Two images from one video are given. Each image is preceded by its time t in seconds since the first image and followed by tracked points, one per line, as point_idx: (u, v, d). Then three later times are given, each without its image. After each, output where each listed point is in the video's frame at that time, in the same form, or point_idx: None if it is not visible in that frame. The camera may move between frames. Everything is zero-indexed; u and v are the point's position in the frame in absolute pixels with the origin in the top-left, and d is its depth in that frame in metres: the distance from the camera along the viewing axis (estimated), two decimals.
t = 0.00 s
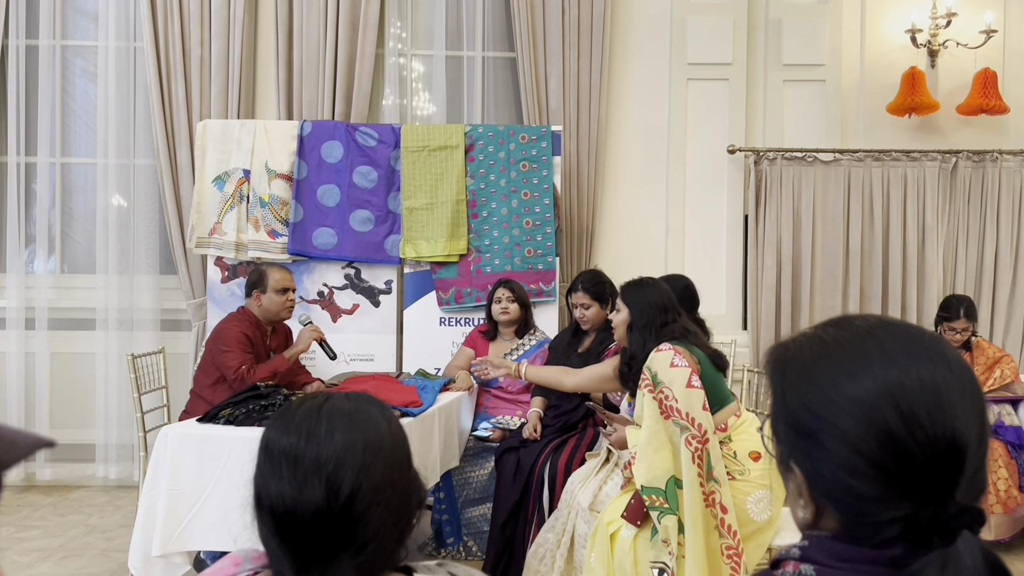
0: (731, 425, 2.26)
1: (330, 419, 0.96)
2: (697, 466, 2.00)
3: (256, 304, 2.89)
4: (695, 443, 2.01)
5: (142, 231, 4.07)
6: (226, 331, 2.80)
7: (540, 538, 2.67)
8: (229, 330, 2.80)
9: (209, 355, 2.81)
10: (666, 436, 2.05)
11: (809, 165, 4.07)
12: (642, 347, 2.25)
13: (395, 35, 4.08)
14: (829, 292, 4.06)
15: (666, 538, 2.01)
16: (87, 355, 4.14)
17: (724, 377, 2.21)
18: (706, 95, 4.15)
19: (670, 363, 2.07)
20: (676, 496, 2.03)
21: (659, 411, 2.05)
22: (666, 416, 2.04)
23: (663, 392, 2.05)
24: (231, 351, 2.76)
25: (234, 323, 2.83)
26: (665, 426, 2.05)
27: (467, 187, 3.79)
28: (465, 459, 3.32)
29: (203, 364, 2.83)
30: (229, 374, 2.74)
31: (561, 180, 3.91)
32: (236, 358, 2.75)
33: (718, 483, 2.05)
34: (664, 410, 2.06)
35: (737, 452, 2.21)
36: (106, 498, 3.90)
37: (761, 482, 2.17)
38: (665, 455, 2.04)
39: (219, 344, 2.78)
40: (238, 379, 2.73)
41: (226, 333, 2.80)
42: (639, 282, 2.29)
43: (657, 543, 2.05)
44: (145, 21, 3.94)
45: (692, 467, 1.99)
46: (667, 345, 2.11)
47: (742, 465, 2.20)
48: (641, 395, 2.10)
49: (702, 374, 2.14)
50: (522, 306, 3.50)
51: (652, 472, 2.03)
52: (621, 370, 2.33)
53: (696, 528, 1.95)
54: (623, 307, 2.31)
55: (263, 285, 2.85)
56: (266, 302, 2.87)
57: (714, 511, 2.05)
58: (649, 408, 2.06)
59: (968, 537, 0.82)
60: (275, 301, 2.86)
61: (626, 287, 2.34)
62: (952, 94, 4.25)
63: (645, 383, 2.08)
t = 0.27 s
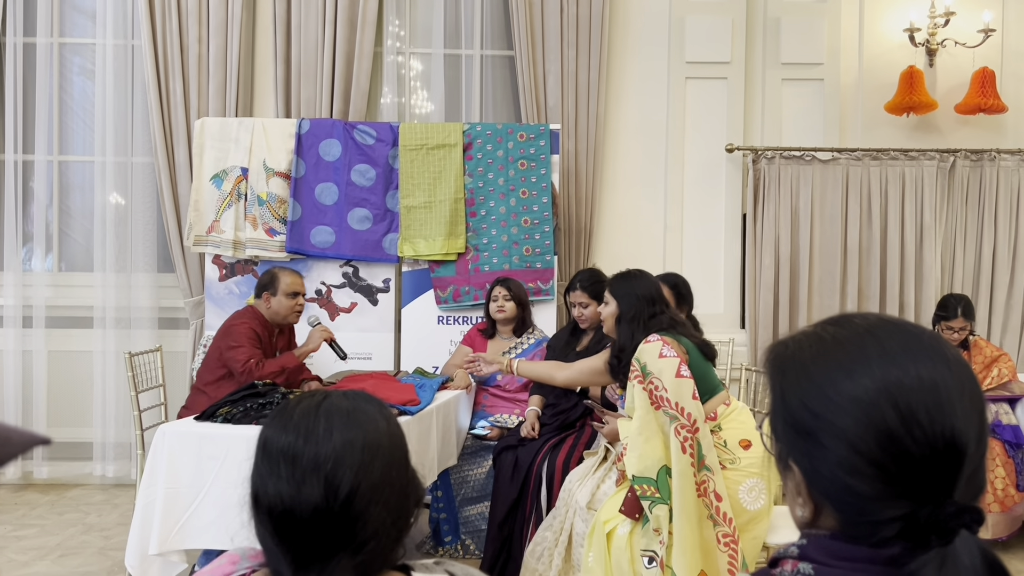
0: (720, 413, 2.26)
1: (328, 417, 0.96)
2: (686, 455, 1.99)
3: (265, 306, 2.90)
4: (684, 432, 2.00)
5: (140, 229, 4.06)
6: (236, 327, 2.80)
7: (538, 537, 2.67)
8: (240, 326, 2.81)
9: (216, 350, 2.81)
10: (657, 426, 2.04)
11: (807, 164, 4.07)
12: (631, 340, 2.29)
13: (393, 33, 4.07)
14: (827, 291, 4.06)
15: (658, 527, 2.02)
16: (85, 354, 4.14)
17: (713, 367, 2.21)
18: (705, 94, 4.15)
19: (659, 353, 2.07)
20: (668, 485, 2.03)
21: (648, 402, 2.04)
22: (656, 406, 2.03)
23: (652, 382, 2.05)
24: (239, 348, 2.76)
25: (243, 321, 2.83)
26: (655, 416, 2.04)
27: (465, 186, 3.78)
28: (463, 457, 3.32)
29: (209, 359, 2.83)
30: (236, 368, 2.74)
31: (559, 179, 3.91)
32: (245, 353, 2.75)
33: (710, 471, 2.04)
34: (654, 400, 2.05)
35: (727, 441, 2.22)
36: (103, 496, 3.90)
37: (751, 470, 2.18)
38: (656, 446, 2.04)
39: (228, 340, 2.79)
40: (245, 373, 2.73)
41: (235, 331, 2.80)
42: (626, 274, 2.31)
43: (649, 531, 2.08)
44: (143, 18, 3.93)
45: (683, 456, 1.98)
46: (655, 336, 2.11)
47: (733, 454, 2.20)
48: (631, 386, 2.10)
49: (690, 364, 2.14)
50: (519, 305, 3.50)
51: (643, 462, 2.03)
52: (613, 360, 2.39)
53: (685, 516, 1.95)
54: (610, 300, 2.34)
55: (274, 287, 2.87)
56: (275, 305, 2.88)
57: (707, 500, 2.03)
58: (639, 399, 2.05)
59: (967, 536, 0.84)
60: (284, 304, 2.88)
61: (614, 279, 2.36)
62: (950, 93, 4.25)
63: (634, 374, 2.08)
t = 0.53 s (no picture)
0: (708, 404, 2.25)
1: (327, 417, 0.96)
2: (675, 447, 1.99)
3: (286, 301, 2.87)
4: (673, 424, 2.00)
5: (138, 228, 4.06)
6: (257, 315, 2.80)
7: (536, 536, 2.67)
8: (262, 314, 2.80)
9: (238, 338, 2.80)
10: (648, 420, 2.05)
11: (805, 163, 4.08)
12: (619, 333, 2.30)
13: (392, 31, 4.07)
14: (826, 289, 4.06)
15: (648, 519, 2.02)
16: (83, 352, 4.13)
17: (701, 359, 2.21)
18: (703, 93, 4.15)
19: (647, 345, 2.07)
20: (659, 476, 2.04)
21: (637, 394, 2.06)
22: (645, 398, 2.04)
23: (641, 375, 2.05)
24: (258, 338, 2.75)
25: (265, 312, 2.81)
26: (644, 409, 2.05)
27: (464, 185, 3.78)
28: (461, 456, 3.32)
29: (229, 342, 2.83)
30: (255, 353, 2.72)
31: (558, 177, 3.91)
32: (266, 340, 2.74)
33: (701, 462, 2.05)
34: (643, 392, 2.06)
35: (716, 431, 2.20)
36: (101, 495, 3.90)
37: (740, 461, 2.17)
38: (647, 439, 2.05)
39: (249, 326, 2.78)
40: (263, 359, 2.70)
41: (256, 320, 2.78)
42: (611, 269, 2.33)
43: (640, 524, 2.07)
44: (141, 16, 3.93)
45: (672, 447, 1.99)
46: (643, 329, 2.12)
47: (722, 444, 2.19)
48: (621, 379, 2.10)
49: (679, 356, 2.13)
50: (518, 303, 3.49)
51: (633, 454, 2.04)
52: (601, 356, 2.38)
53: (675, 507, 1.96)
54: (598, 295, 2.36)
55: (297, 283, 2.84)
56: (296, 301, 2.85)
57: (699, 491, 2.04)
58: (629, 392, 2.06)
59: (965, 536, 0.84)
60: (304, 301, 2.85)
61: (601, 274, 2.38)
62: (948, 92, 4.26)
63: (623, 367, 2.09)
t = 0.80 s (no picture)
0: (697, 389, 2.24)
1: (325, 418, 0.96)
2: (663, 431, 2.00)
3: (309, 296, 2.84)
4: (661, 409, 2.00)
5: (136, 226, 4.06)
6: (287, 303, 2.77)
7: (534, 535, 2.68)
8: (291, 302, 2.78)
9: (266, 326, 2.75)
10: (637, 404, 2.06)
11: (803, 162, 4.08)
12: (605, 321, 2.36)
13: (390, 30, 4.07)
14: (824, 289, 4.07)
15: (636, 503, 2.01)
16: (80, 351, 4.13)
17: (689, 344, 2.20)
18: (702, 92, 4.15)
19: (635, 332, 2.08)
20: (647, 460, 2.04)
21: (626, 379, 2.07)
22: (633, 384, 2.05)
23: (629, 362, 2.06)
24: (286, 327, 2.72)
25: (298, 301, 2.78)
26: (633, 395, 2.06)
27: (462, 183, 3.78)
28: (459, 455, 3.32)
29: (252, 329, 2.79)
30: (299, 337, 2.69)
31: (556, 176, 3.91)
32: (305, 325, 2.72)
33: (689, 446, 2.05)
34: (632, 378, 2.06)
35: (704, 416, 2.19)
36: (98, 493, 3.89)
37: (729, 446, 2.17)
38: (635, 424, 2.06)
39: (283, 313, 2.74)
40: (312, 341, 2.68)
41: (289, 309, 2.76)
42: (597, 259, 2.42)
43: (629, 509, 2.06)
44: (138, 15, 3.92)
45: (660, 431, 1.99)
46: (630, 316, 2.12)
47: (711, 429, 2.18)
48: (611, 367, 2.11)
49: (665, 342, 2.13)
50: (516, 302, 3.49)
51: (621, 438, 2.05)
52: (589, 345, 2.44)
53: (663, 490, 1.96)
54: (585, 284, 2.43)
55: (321, 279, 2.82)
56: (319, 297, 2.84)
57: (687, 475, 2.04)
58: (617, 378, 2.07)
59: (959, 536, 0.83)
60: (327, 298, 2.83)
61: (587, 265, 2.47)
62: (946, 91, 4.26)
63: (611, 354, 2.11)
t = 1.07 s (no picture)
0: (689, 379, 2.28)
1: (325, 419, 0.96)
2: (657, 423, 2.00)
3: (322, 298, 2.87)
4: (654, 401, 2.02)
5: (134, 225, 4.06)
6: (306, 307, 2.78)
7: (532, 534, 2.69)
8: (308, 305, 2.79)
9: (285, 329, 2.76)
10: (629, 397, 2.06)
11: (801, 161, 4.08)
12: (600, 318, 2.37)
13: (388, 29, 4.07)
14: (822, 288, 4.07)
15: (627, 494, 2.03)
16: (79, 350, 4.13)
17: (679, 337, 2.25)
18: (701, 91, 4.15)
19: (626, 326, 2.09)
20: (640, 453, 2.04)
21: (618, 373, 2.07)
22: (627, 377, 2.05)
23: (622, 356, 2.06)
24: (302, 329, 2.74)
25: (316, 305, 2.80)
26: (627, 388, 2.07)
27: (461, 183, 3.78)
28: (458, 454, 3.32)
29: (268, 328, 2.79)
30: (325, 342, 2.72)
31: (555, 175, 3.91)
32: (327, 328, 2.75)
33: (684, 438, 2.05)
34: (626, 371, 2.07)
35: (698, 407, 2.24)
36: (97, 493, 3.89)
37: (724, 435, 2.21)
38: (628, 417, 2.06)
39: (304, 317, 2.76)
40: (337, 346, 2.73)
41: (308, 311, 2.77)
42: (592, 255, 2.41)
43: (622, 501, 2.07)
44: (137, 14, 3.92)
45: (653, 423, 2.00)
46: (621, 312, 2.13)
47: (706, 419, 2.22)
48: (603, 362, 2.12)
49: (656, 335, 2.16)
50: (514, 301, 3.49)
51: (614, 431, 2.06)
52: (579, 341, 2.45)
53: (655, 483, 1.97)
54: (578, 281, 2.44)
55: (334, 282, 2.85)
56: (331, 299, 2.87)
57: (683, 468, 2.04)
58: (611, 371, 2.08)
59: (955, 537, 0.82)
60: (339, 300, 2.86)
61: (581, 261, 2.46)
62: (945, 91, 4.26)
63: (604, 347, 2.11)
